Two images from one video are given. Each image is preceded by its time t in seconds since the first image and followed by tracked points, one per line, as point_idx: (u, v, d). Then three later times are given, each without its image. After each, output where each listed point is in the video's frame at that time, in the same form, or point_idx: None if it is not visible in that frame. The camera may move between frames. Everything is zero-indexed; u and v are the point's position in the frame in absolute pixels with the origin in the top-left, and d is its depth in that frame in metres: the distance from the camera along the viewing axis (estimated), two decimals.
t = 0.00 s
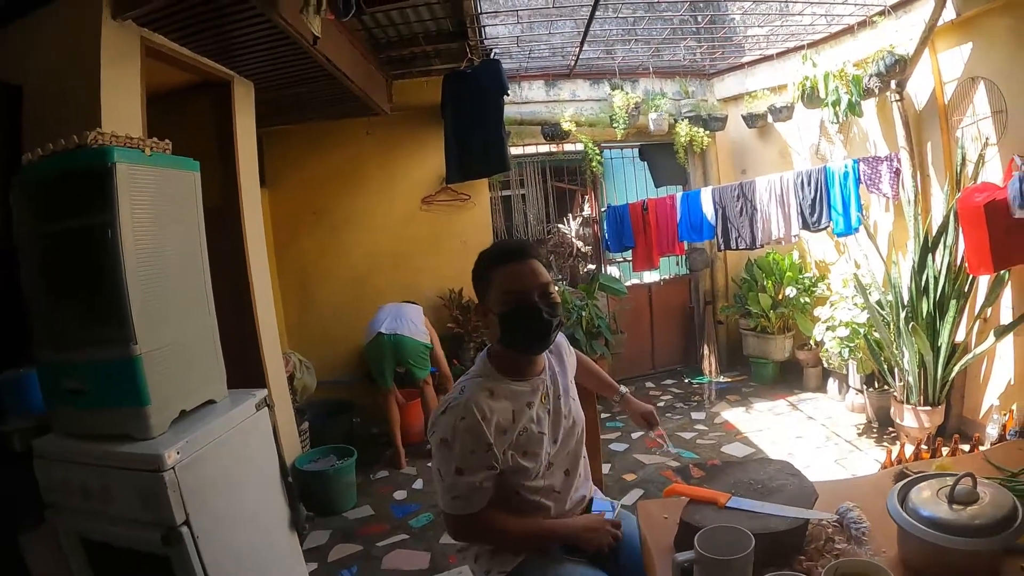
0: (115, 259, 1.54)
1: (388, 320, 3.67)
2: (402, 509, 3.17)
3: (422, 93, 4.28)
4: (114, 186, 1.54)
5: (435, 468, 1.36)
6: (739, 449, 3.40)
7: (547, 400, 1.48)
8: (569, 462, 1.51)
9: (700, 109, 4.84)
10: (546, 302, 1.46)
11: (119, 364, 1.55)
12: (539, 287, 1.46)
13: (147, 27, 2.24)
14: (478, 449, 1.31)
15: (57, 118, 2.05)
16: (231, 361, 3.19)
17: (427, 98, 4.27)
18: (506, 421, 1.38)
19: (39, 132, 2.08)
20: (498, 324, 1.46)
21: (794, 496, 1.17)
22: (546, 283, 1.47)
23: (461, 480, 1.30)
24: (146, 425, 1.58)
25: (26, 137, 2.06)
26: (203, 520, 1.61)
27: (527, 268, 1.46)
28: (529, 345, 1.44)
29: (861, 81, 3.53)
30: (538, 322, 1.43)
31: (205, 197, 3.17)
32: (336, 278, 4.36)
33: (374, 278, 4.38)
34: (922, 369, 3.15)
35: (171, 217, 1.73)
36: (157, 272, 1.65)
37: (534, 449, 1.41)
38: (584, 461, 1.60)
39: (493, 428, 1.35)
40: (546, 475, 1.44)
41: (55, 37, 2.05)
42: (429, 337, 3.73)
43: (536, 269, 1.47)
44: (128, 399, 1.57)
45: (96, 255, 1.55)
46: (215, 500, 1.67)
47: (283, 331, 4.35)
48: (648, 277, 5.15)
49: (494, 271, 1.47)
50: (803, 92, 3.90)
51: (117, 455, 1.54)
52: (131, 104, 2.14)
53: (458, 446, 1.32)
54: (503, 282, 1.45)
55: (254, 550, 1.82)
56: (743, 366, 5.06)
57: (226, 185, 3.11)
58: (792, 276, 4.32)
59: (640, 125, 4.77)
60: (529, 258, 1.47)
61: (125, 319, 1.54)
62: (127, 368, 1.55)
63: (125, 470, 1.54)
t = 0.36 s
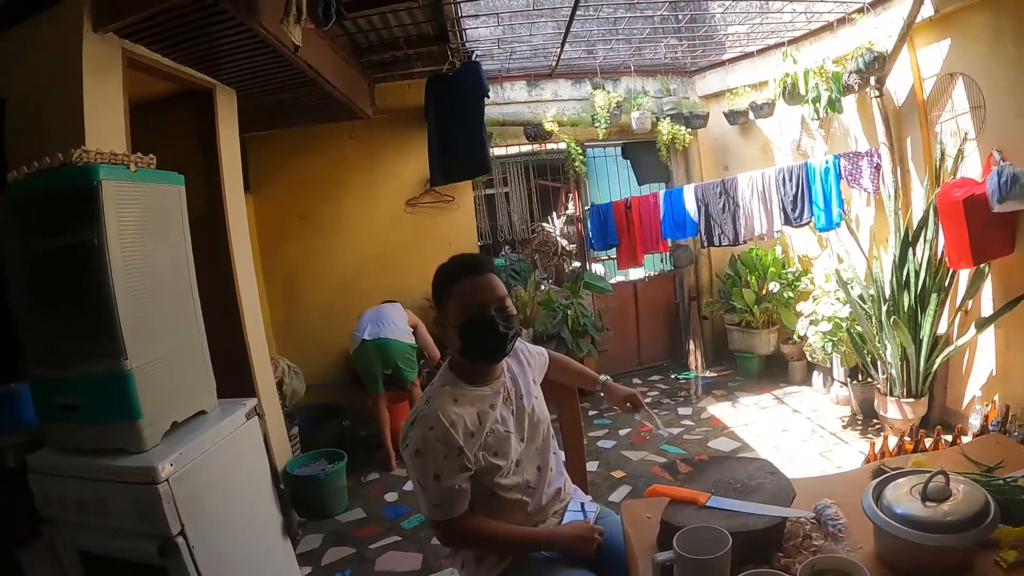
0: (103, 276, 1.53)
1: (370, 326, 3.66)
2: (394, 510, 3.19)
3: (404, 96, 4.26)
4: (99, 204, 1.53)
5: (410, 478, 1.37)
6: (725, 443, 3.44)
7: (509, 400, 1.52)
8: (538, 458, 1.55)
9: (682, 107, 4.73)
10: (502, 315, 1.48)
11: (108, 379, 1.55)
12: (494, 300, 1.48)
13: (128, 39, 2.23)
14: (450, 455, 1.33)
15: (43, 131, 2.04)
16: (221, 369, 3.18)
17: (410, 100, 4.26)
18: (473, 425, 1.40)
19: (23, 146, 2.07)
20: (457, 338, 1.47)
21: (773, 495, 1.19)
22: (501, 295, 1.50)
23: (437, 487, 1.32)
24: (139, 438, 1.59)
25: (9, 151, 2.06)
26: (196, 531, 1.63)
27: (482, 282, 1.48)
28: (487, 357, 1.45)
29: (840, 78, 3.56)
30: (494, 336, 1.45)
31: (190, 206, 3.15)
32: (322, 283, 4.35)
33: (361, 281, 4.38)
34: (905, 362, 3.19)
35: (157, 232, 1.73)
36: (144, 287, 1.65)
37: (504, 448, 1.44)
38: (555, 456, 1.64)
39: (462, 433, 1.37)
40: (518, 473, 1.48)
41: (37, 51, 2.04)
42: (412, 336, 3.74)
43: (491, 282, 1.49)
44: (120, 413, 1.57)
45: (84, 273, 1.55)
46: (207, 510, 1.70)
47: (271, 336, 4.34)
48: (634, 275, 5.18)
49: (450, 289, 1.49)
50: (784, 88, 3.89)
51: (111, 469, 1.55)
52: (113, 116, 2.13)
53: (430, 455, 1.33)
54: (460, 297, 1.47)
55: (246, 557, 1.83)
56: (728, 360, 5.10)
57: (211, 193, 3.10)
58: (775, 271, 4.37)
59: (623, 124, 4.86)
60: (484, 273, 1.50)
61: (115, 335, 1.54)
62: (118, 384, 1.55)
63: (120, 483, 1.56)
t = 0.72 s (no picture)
0: (73, 281, 1.47)
1: (348, 313, 3.60)
2: (375, 507, 3.16)
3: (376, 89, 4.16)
4: (69, 206, 1.47)
5: (394, 472, 1.40)
6: (705, 431, 3.45)
7: (480, 384, 1.55)
8: (517, 436, 1.57)
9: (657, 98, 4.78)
10: (454, 312, 1.50)
11: (84, 386, 1.50)
12: (445, 299, 1.49)
13: (97, 37, 2.15)
14: (429, 446, 1.35)
15: (3, 127, 1.95)
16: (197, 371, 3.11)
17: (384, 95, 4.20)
18: (449, 413, 1.42)
19: None
20: (416, 339, 1.50)
21: (751, 485, 1.17)
22: (452, 292, 1.52)
23: (419, 478, 1.35)
24: (115, 442, 1.55)
25: None
26: (176, 534, 1.59)
27: (432, 283, 1.49)
28: (447, 352, 1.49)
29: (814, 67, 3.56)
30: (448, 333, 1.48)
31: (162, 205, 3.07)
32: (299, 280, 4.29)
33: (338, 278, 4.32)
34: (881, 348, 3.22)
35: (128, 233, 1.66)
36: (117, 290, 1.59)
37: (483, 429, 1.46)
38: (534, 432, 1.68)
39: (438, 423, 1.38)
40: (500, 452, 1.50)
41: None
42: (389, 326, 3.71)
43: (440, 279, 1.51)
44: (94, 418, 1.52)
45: (54, 276, 1.49)
46: (187, 512, 1.66)
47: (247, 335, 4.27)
48: (610, 265, 5.17)
49: (400, 292, 1.50)
50: (758, 78, 3.87)
51: (87, 475, 1.51)
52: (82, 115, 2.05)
53: (409, 448, 1.35)
54: (411, 301, 1.48)
55: (225, 559, 1.79)
56: (706, 349, 5.12)
57: (183, 191, 3.02)
58: (751, 259, 4.39)
59: (597, 114, 4.79)
60: (431, 270, 1.51)
61: (86, 340, 1.48)
62: (91, 388, 1.50)
63: (97, 489, 1.52)
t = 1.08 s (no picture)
0: (38, 278, 1.41)
1: (320, 304, 3.55)
2: (350, 497, 3.13)
3: (343, 77, 4.09)
4: (30, 200, 1.40)
5: (368, 455, 1.43)
6: (677, 413, 3.48)
7: (456, 369, 1.58)
8: (492, 420, 1.58)
9: (624, 82, 4.85)
10: (426, 290, 1.51)
11: (50, 385, 1.44)
12: (414, 278, 1.50)
13: (57, 28, 2.05)
14: (400, 430, 1.38)
15: None
16: (169, 368, 3.03)
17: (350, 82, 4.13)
18: (421, 396, 1.45)
19: None
20: (390, 321, 1.52)
21: (723, 464, 1.17)
22: (421, 271, 1.52)
23: (390, 462, 1.38)
24: (85, 440, 1.50)
25: None
26: (150, 532, 1.55)
27: (399, 263, 1.50)
28: (423, 331, 1.51)
29: (781, 50, 3.57)
30: (421, 310, 1.49)
31: (126, 198, 2.97)
32: (269, 272, 4.21)
33: (308, 269, 4.25)
34: (850, 328, 3.26)
35: (92, 228, 1.60)
36: (82, 286, 1.53)
37: (455, 414, 1.49)
38: (511, 419, 1.70)
39: (410, 407, 1.41)
40: (475, 437, 1.53)
41: None
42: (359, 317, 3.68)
43: (408, 260, 1.51)
44: (62, 417, 1.47)
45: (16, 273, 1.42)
46: (161, 509, 1.62)
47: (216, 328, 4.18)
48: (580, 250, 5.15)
49: (372, 275, 1.50)
50: (725, 61, 3.96)
51: (56, 474, 1.46)
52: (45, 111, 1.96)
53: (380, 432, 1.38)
54: (382, 284, 1.48)
55: (202, 554, 1.76)
56: (677, 332, 5.15)
57: (147, 184, 2.93)
58: (721, 242, 4.44)
59: (564, 99, 4.76)
60: (399, 251, 1.51)
61: (52, 337, 1.42)
62: (57, 386, 1.44)
63: (67, 489, 1.47)
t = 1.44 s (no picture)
0: None
1: (289, 297, 3.46)
2: (324, 484, 3.09)
3: (309, 59, 3.96)
4: None
5: (340, 434, 1.42)
6: (649, 389, 3.51)
7: (427, 347, 1.58)
8: (462, 398, 1.59)
9: (591, 59, 4.73)
10: (402, 262, 1.52)
11: (8, 381, 1.35)
12: (391, 251, 1.51)
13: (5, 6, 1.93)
14: (372, 406, 1.38)
15: None
16: (136, 361, 2.92)
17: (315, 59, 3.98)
18: (393, 373, 1.45)
19: None
20: (367, 294, 1.52)
21: (698, 438, 1.15)
22: (398, 245, 1.53)
23: (364, 439, 1.37)
24: (48, 436, 1.42)
25: None
26: (120, 527, 1.49)
27: (377, 237, 1.51)
28: (398, 304, 1.52)
29: (749, 27, 3.57)
30: (396, 283, 1.50)
31: (86, 185, 2.84)
32: (235, 258, 4.10)
33: (275, 254, 4.14)
34: (820, 302, 3.30)
35: (49, 216, 1.51)
36: (40, 278, 1.44)
37: (426, 391, 1.49)
38: (482, 398, 1.71)
39: (382, 383, 1.41)
40: (446, 415, 1.53)
41: None
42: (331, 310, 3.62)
43: (384, 235, 1.52)
44: (21, 412, 1.38)
45: None
46: (130, 504, 1.55)
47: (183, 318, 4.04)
48: (548, 228, 5.12)
49: (348, 248, 1.52)
50: (693, 38, 3.91)
51: (17, 472, 1.38)
52: None
53: (354, 408, 1.38)
54: (357, 256, 1.50)
55: (175, 547, 1.70)
56: (648, 309, 5.16)
57: (108, 170, 2.81)
58: (690, 219, 4.43)
59: (531, 77, 4.73)
60: (376, 226, 1.53)
61: (9, 330, 1.34)
62: (15, 381, 1.36)
63: (31, 487, 1.39)
